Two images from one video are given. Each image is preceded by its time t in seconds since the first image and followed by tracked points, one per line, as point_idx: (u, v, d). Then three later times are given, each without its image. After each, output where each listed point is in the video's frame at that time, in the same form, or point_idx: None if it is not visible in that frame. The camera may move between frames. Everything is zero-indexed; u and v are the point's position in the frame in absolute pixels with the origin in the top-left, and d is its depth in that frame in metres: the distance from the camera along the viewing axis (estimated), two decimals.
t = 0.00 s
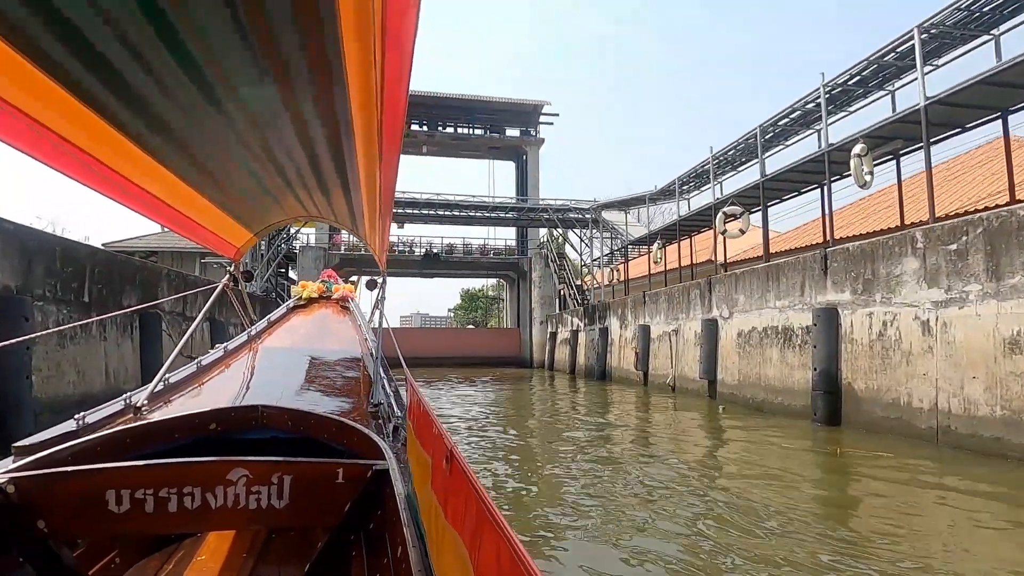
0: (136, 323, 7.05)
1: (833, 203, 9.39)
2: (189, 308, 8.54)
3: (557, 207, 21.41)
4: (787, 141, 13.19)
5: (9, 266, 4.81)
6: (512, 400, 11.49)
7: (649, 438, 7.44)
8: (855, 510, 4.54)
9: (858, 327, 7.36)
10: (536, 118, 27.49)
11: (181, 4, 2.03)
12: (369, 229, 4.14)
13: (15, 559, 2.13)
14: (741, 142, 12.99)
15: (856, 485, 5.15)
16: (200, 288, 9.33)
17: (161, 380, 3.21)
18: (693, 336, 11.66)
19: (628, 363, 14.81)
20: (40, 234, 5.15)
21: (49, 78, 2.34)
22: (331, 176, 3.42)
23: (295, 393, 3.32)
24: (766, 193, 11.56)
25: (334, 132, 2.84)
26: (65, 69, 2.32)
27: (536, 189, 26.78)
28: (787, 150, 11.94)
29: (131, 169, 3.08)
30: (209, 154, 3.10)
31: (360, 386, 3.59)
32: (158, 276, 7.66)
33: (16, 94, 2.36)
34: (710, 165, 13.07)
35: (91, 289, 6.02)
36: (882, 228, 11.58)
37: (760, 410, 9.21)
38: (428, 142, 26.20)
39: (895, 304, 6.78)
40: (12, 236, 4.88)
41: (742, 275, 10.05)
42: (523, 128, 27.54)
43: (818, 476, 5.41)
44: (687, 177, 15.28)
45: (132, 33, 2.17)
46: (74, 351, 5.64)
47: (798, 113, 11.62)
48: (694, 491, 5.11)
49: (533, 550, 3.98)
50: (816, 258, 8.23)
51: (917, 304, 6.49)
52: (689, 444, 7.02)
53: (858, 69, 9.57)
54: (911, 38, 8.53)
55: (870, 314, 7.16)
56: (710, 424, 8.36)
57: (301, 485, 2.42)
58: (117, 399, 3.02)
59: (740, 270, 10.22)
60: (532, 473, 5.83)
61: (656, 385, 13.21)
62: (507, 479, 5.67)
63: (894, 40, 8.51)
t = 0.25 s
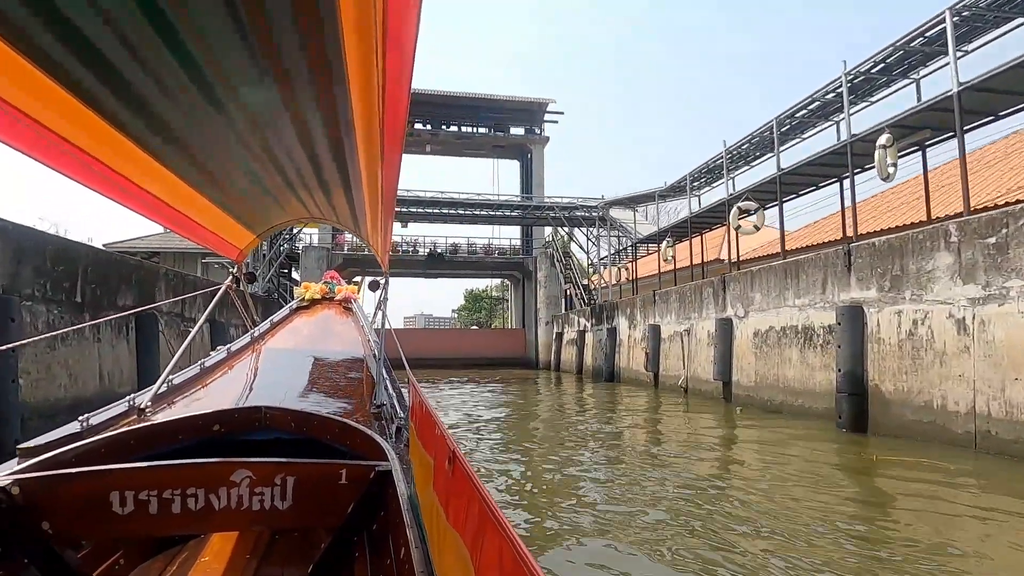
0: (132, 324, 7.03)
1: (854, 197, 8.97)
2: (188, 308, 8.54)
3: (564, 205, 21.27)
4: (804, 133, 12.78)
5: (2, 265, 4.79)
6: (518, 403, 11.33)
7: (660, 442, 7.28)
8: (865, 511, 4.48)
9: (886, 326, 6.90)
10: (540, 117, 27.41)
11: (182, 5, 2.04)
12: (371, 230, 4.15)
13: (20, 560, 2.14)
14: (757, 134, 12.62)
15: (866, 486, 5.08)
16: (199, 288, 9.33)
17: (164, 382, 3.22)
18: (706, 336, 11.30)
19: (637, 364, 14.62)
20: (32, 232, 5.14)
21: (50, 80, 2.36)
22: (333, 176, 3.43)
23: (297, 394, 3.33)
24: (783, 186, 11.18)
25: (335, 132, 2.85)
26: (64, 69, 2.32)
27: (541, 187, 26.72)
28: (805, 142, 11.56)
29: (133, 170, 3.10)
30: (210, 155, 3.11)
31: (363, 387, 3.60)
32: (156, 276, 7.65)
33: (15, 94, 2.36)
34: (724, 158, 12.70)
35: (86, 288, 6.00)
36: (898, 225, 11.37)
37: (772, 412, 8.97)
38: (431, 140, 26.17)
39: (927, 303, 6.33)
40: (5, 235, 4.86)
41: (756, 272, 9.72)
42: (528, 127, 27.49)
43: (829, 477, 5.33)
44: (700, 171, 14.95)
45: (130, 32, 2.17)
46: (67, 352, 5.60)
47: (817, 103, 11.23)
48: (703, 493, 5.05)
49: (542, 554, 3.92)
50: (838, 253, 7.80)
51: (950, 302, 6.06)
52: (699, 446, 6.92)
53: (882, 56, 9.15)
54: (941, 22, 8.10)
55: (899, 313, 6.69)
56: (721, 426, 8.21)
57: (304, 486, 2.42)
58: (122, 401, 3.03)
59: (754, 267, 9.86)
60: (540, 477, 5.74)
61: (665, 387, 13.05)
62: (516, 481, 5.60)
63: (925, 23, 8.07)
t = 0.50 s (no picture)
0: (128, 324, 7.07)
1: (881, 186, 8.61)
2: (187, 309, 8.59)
3: (571, 203, 21.13)
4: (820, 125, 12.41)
5: None
6: (524, 405, 11.06)
7: (678, 444, 7.09)
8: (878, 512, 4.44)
9: (915, 323, 6.64)
10: (544, 115, 27.34)
11: (184, 8, 2.05)
12: (375, 232, 4.16)
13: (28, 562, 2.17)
14: (772, 127, 12.35)
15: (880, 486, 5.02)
16: (199, 292, 9.39)
17: (170, 384, 3.24)
18: (721, 335, 10.96)
19: (646, 364, 14.49)
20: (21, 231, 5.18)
21: (54, 85, 2.38)
22: (336, 178, 3.44)
23: (302, 396, 3.34)
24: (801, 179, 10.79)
25: (338, 135, 2.86)
26: (63, 69, 2.32)
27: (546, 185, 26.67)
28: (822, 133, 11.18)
29: (137, 174, 3.12)
30: (213, 157, 3.11)
31: (368, 388, 3.61)
32: (154, 276, 7.70)
33: (14, 94, 2.36)
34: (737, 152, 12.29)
35: (80, 289, 6.03)
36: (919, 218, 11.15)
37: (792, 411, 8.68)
38: (435, 139, 26.15)
39: (962, 298, 6.05)
40: None
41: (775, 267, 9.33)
42: (532, 125, 27.43)
43: (843, 480, 5.26)
44: (712, 166, 14.68)
45: (132, 35, 2.18)
46: (60, 353, 5.60)
47: (837, 93, 10.97)
48: (714, 495, 4.99)
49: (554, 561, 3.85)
50: (863, 248, 7.53)
51: (988, 297, 5.77)
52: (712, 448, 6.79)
53: (909, 39, 8.90)
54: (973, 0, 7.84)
55: (930, 309, 6.43)
56: (735, 427, 8.02)
57: (310, 488, 2.43)
58: (128, 404, 3.04)
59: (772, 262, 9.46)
60: (552, 484, 5.55)
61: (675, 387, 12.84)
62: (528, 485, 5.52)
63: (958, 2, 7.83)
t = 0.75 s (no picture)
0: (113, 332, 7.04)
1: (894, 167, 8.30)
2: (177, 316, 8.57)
3: (570, 199, 21.05)
4: (826, 110, 12.19)
5: None
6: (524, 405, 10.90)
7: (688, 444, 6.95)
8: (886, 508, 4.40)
9: (937, 313, 6.52)
10: (539, 111, 27.31)
11: (171, 14, 2.03)
12: (368, 235, 4.15)
13: None
14: (777, 115, 12.14)
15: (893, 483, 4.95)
16: (189, 298, 9.39)
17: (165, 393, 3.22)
18: (728, 329, 10.80)
19: (647, 360, 14.47)
20: None
21: (43, 96, 2.36)
22: (328, 182, 3.42)
23: (299, 401, 3.33)
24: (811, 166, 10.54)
25: (328, 138, 2.85)
26: (50, 78, 2.29)
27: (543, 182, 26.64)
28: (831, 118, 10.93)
29: (128, 183, 3.10)
30: (204, 164, 3.09)
31: (365, 391, 3.59)
32: (141, 281, 7.69)
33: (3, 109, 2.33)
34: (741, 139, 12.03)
35: (60, 297, 6.00)
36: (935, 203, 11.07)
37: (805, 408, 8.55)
38: (429, 138, 26.13)
39: (986, 285, 5.94)
40: None
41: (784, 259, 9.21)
42: (527, 122, 27.39)
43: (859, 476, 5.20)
44: (714, 157, 14.47)
45: (118, 43, 2.15)
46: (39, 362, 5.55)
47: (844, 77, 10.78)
48: (725, 496, 4.91)
49: (570, 567, 3.74)
50: (878, 236, 7.39)
51: (1016, 283, 5.64)
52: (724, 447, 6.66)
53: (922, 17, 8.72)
54: None
55: (954, 297, 6.30)
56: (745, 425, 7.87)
57: (308, 493, 2.42)
58: (123, 414, 3.03)
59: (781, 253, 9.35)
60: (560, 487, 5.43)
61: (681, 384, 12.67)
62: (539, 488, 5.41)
63: None
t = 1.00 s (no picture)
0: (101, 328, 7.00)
1: (917, 158, 8.08)
2: (169, 313, 8.55)
3: (574, 195, 20.95)
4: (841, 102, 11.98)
5: None
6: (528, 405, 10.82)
7: (700, 446, 6.81)
8: (893, 514, 4.36)
9: (965, 311, 6.36)
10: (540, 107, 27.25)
11: (169, 14, 2.02)
12: (367, 232, 4.14)
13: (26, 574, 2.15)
14: (791, 108, 11.92)
15: (907, 487, 4.89)
16: (182, 294, 9.36)
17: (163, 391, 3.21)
18: (738, 328, 10.62)
19: (648, 359, 14.45)
20: None
21: (43, 96, 2.35)
22: (327, 179, 3.41)
23: (298, 399, 3.32)
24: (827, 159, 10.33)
25: (328, 136, 2.84)
26: (49, 78, 2.27)
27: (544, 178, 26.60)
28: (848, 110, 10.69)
29: (126, 182, 3.09)
30: (203, 163, 3.08)
31: (364, 389, 3.59)
32: (132, 276, 7.66)
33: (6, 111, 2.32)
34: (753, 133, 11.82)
35: (45, 292, 5.94)
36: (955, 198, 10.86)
37: (821, 411, 8.35)
38: (429, 133, 26.08)
39: (1019, 282, 5.76)
40: None
41: (799, 255, 9.07)
42: (528, 118, 27.33)
43: (869, 481, 5.13)
44: (724, 151, 14.25)
45: (117, 42, 2.14)
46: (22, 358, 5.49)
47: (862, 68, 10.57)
48: (734, 501, 4.84)
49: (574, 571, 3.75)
50: (899, 231, 7.24)
51: None
52: (735, 450, 6.55)
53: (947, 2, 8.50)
54: None
55: (983, 295, 6.14)
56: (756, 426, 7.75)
57: (308, 490, 2.41)
58: (122, 411, 3.02)
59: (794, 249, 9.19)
60: (565, 490, 5.33)
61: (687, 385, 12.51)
62: (547, 492, 5.29)
63: None
